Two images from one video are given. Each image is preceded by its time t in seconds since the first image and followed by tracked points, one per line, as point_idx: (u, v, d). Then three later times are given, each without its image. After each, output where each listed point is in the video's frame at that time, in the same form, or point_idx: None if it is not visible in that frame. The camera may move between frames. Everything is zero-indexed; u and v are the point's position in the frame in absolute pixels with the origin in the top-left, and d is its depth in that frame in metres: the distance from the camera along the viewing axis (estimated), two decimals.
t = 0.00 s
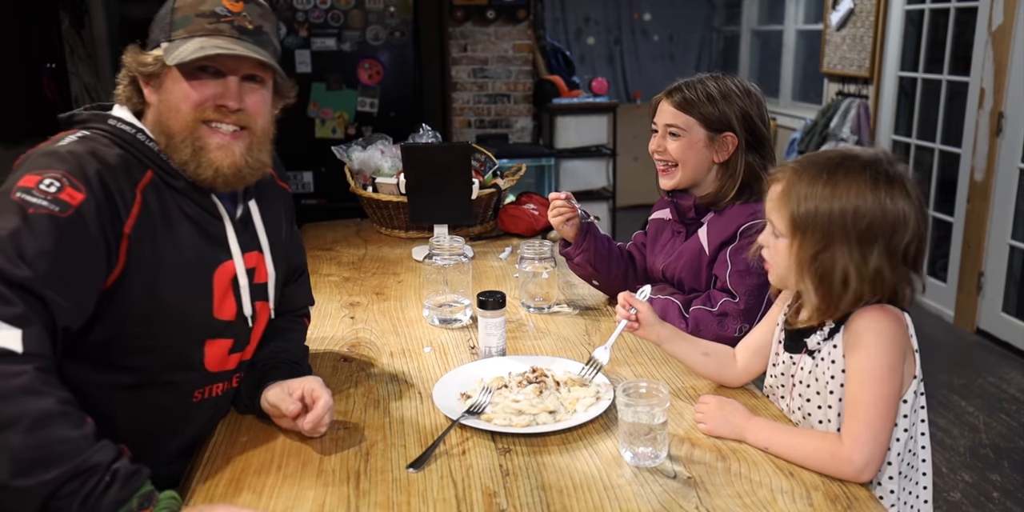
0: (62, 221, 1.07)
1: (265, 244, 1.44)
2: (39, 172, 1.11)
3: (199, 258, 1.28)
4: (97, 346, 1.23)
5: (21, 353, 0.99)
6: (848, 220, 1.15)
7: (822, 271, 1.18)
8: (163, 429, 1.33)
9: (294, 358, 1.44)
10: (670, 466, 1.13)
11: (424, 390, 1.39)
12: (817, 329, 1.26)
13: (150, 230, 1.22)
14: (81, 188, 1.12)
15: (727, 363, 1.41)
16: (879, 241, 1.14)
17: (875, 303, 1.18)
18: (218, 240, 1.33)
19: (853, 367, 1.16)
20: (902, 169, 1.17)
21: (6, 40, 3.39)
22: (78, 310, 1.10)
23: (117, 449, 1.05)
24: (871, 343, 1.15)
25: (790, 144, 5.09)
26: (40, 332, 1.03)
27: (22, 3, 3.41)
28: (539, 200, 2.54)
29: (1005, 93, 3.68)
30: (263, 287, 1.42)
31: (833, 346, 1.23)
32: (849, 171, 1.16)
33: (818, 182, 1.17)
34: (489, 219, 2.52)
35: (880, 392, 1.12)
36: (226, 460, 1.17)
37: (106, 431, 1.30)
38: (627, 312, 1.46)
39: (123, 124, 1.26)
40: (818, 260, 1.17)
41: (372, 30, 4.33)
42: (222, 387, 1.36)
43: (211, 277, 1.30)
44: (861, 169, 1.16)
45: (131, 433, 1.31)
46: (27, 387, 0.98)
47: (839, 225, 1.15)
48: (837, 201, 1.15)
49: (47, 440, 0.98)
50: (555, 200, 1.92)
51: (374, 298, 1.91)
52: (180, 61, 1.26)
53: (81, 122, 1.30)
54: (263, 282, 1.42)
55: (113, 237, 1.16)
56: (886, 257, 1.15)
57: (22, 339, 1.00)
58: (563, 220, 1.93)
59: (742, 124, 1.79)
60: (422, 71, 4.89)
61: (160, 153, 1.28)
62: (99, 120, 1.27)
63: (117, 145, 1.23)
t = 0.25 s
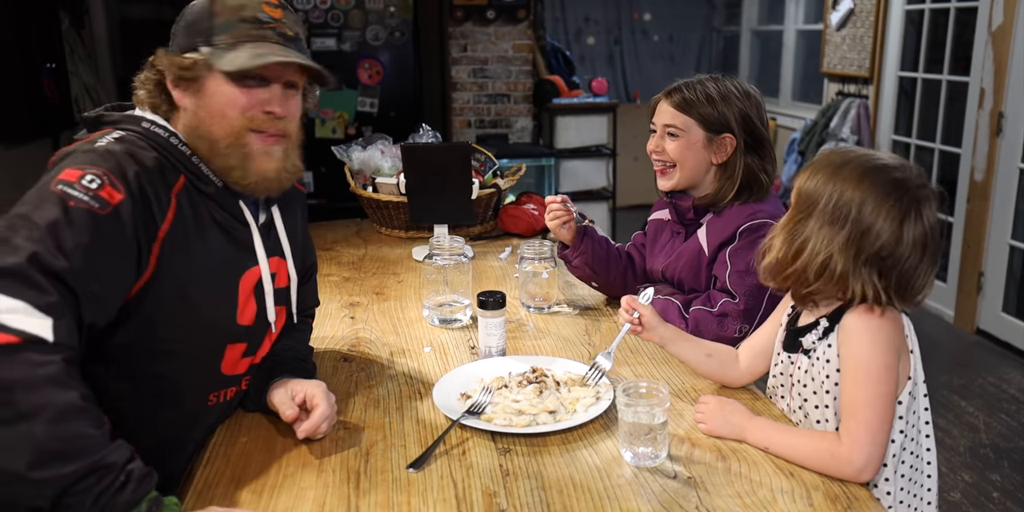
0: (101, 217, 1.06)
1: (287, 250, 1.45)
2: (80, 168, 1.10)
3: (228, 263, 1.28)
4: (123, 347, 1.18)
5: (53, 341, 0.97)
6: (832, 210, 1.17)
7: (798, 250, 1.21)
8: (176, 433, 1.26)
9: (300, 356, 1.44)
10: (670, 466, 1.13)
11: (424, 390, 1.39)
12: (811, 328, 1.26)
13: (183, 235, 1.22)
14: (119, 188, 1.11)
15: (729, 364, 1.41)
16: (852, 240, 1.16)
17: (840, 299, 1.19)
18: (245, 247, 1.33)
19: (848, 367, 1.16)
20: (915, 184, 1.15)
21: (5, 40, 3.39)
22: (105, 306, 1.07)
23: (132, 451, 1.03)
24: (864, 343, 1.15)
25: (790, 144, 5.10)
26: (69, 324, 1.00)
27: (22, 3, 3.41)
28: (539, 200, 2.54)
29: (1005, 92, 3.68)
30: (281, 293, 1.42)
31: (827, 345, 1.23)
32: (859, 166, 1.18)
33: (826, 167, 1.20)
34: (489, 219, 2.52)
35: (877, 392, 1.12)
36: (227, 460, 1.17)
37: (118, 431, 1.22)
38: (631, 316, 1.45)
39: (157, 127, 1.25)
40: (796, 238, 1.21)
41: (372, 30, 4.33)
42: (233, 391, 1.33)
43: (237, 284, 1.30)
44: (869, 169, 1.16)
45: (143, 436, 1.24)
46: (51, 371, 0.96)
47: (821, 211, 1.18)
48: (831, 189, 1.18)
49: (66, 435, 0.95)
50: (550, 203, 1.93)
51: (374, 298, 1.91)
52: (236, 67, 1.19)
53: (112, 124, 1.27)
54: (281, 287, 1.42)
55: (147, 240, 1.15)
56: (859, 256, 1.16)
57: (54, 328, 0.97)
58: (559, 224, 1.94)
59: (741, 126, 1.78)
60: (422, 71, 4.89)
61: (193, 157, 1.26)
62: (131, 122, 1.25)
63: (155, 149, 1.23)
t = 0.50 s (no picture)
0: (121, 216, 1.07)
1: (288, 252, 1.46)
2: (99, 170, 1.12)
3: (236, 266, 1.30)
4: (133, 339, 1.20)
5: (72, 336, 0.96)
6: (851, 204, 1.18)
7: (811, 238, 1.22)
8: (180, 430, 1.27)
9: (300, 355, 1.44)
10: (670, 466, 1.13)
11: (424, 390, 1.39)
12: (811, 325, 1.27)
13: (194, 240, 1.23)
14: (138, 190, 1.13)
15: (732, 363, 1.41)
16: (863, 237, 1.16)
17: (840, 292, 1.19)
18: (252, 252, 1.34)
19: (848, 366, 1.16)
20: (938, 197, 1.16)
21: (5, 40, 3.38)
22: (116, 305, 1.06)
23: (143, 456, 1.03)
24: (864, 342, 1.15)
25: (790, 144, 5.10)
26: (87, 321, 1.00)
27: (22, 4, 3.41)
28: (539, 200, 2.55)
29: (1005, 92, 3.68)
30: (284, 294, 1.44)
31: (826, 342, 1.23)
32: (886, 168, 1.18)
33: (853, 164, 1.21)
34: (489, 220, 2.52)
35: (877, 390, 1.12)
36: (227, 460, 1.17)
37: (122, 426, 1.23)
38: (639, 306, 1.44)
39: (166, 130, 1.27)
40: (810, 223, 1.22)
41: (372, 30, 4.33)
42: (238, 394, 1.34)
43: (244, 287, 1.31)
44: (895, 174, 1.17)
45: (148, 433, 1.25)
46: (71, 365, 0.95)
47: (839, 202, 1.19)
48: (854, 184, 1.18)
49: (82, 436, 0.94)
50: (548, 206, 1.95)
51: (374, 298, 1.91)
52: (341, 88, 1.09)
53: (119, 128, 1.29)
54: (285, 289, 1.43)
55: (162, 243, 1.17)
56: (867, 252, 1.16)
57: (74, 324, 0.97)
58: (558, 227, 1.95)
59: (737, 125, 1.77)
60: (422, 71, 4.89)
61: (201, 161, 1.28)
62: (140, 125, 1.27)
63: (165, 151, 1.24)
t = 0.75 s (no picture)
0: (124, 217, 1.07)
1: (284, 253, 1.47)
2: (101, 171, 1.12)
3: (234, 267, 1.30)
4: (134, 340, 1.19)
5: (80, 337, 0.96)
6: (861, 206, 1.18)
7: (820, 237, 1.22)
8: (177, 432, 1.28)
9: (299, 354, 1.44)
10: (670, 466, 1.13)
11: (424, 390, 1.39)
12: (814, 322, 1.27)
13: (194, 241, 1.23)
14: (140, 191, 1.13)
15: (735, 362, 1.41)
16: (872, 238, 1.17)
17: (846, 292, 1.20)
18: (248, 253, 1.35)
19: (851, 366, 1.16)
20: (951, 204, 1.16)
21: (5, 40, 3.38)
22: (118, 305, 1.06)
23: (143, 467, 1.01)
24: (868, 342, 1.15)
25: (790, 144, 5.10)
26: (95, 322, 0.99)
27: (22, 3, 3.41)
28: (539, 200, 2.55)
29: (1005, 93, 3.68)
30: (280, 295, 1.45)
31: (829, 339, 1.22)
32: (901, 171, 1.18)
33: (867, 166, 1.21)
34: (489, 220, 2.52)
35: (881, 391, 1.12)
36: (227, 460, 1.17)
37: (118, 430, 1.23)
38: (644, 298, 1.46)
39: (162, 133, 1.27)
40: (821, 224, 1.23)
41: (372, 30, 4.33)
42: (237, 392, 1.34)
43: (242, 289, 1.32)
44: (909, 178, 1.17)
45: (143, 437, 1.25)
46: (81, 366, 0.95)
47: (851, 204, 1.19)
48: (867, 186, 1.19)
49: (80, 439, 0.92)
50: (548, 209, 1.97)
51: (374, 298, 1.91)
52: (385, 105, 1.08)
53: (112, 130, 1.28)
54: (280, 290, 1.44)
55: (162, 244, 1.16)
56: (875, 254, 1.17)
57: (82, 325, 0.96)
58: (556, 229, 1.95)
59: (736, 125, 1.77)
60: (422, 71, 4.89)
61: (197, 163, 1.28)
62: (135, 128, 1.26)
63: (162, 153, 1.24)
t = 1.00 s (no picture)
0: (101, 219, 1.07)
1: (276, 249, 1.46)
2: (77, 173, 1.11)
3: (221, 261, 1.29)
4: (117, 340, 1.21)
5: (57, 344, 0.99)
6: (863, 207, 1.18)
7: (822, 239, 1.22)
8: (169, 434, 1.30)
9: (299, 354, 1.44)
10: (670, 466, 1.13)
11: (424, 390, 1.39)
12: (815, 323, 1.27)
13: (178, 237, 1.22)
14: (118, 190, 1.12)
15: (737, 362, 1.41)
16: (874, 240, 1.17)
17: (848, 293, 1.20)
18: (236, 243, 1.33)
19: (852, 366, 1.16)
20: (952, 205, 1.17)
21: (5, 40, 3.37)
22: (102, 307, 1.08)
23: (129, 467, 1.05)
24: (869, 342, 1.15)
25: (790, 144, 5.10)
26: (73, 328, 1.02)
27: (22, 3, 3.41)
28: (539, 200, 2.55)
29: (1005, 92, 3.68)
30: (274, 289, 1.44)
31: (830, 340, 1.23)
32: (902, 173, 1.18)
33: (868, 167, 1.21)
34: (489, 220, 2.52)
35: (882, 391, 1.12)
36: (227, 460, 1.18)
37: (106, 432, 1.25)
38: (647, 299, 1.45)
39: (143, 128, 1.26)
40: (823, 226, 1.23)
41: (372, 30, 4.33)
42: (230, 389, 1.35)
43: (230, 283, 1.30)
44: (910, 179, 1.17)
45: (134, 439, 1.27)
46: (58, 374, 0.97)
47: (852, 206, 1.19)
48: (868, 188, 1.19)
49: (61, 444, 0.97)
50: (546, 208, 1.98)
51: (374, 298, 1.91)
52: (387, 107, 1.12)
53: (96, 126, 1.28)
54: (275, 286, 1.43)
55: (142, 243, 1.16)
56: (877, 256, 1.17)
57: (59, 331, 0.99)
58: (554, 229, 1.97)
59: (732, 132, 1.78)
60: (422, 70, 4.89)
61: (181, 158, 1.27)
62: (116, 124, 1.26)
63: (141, 149, 1.23)
